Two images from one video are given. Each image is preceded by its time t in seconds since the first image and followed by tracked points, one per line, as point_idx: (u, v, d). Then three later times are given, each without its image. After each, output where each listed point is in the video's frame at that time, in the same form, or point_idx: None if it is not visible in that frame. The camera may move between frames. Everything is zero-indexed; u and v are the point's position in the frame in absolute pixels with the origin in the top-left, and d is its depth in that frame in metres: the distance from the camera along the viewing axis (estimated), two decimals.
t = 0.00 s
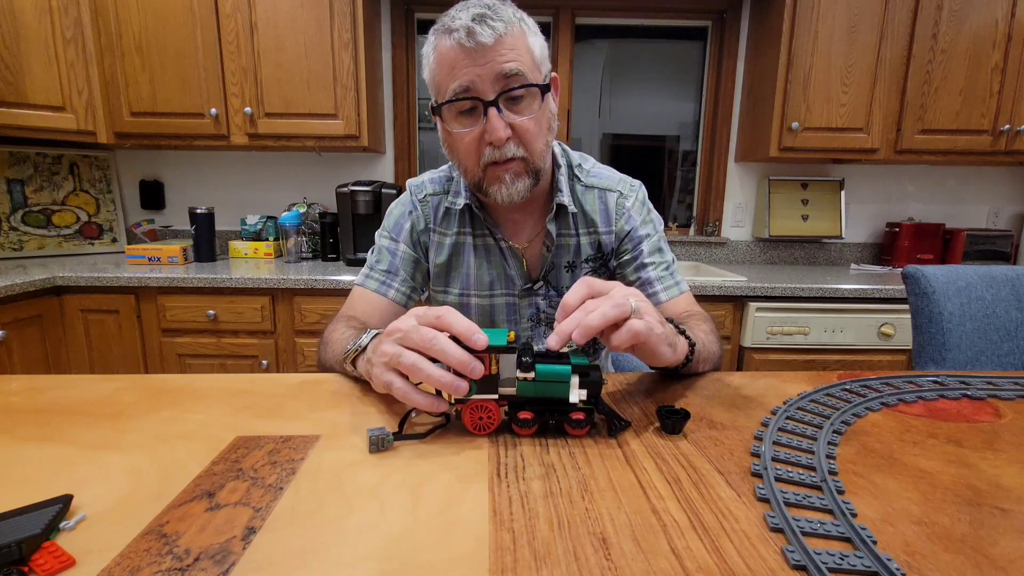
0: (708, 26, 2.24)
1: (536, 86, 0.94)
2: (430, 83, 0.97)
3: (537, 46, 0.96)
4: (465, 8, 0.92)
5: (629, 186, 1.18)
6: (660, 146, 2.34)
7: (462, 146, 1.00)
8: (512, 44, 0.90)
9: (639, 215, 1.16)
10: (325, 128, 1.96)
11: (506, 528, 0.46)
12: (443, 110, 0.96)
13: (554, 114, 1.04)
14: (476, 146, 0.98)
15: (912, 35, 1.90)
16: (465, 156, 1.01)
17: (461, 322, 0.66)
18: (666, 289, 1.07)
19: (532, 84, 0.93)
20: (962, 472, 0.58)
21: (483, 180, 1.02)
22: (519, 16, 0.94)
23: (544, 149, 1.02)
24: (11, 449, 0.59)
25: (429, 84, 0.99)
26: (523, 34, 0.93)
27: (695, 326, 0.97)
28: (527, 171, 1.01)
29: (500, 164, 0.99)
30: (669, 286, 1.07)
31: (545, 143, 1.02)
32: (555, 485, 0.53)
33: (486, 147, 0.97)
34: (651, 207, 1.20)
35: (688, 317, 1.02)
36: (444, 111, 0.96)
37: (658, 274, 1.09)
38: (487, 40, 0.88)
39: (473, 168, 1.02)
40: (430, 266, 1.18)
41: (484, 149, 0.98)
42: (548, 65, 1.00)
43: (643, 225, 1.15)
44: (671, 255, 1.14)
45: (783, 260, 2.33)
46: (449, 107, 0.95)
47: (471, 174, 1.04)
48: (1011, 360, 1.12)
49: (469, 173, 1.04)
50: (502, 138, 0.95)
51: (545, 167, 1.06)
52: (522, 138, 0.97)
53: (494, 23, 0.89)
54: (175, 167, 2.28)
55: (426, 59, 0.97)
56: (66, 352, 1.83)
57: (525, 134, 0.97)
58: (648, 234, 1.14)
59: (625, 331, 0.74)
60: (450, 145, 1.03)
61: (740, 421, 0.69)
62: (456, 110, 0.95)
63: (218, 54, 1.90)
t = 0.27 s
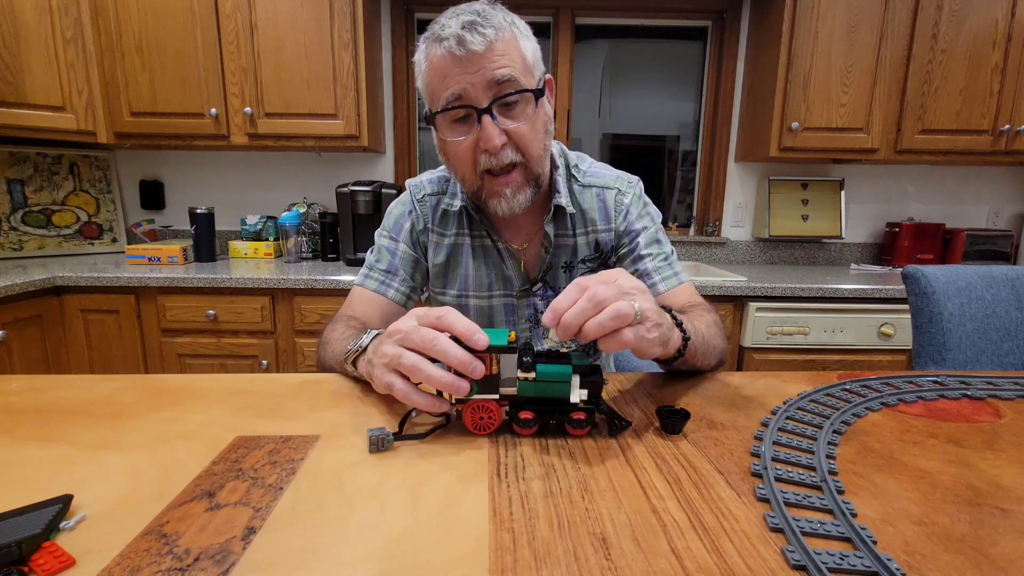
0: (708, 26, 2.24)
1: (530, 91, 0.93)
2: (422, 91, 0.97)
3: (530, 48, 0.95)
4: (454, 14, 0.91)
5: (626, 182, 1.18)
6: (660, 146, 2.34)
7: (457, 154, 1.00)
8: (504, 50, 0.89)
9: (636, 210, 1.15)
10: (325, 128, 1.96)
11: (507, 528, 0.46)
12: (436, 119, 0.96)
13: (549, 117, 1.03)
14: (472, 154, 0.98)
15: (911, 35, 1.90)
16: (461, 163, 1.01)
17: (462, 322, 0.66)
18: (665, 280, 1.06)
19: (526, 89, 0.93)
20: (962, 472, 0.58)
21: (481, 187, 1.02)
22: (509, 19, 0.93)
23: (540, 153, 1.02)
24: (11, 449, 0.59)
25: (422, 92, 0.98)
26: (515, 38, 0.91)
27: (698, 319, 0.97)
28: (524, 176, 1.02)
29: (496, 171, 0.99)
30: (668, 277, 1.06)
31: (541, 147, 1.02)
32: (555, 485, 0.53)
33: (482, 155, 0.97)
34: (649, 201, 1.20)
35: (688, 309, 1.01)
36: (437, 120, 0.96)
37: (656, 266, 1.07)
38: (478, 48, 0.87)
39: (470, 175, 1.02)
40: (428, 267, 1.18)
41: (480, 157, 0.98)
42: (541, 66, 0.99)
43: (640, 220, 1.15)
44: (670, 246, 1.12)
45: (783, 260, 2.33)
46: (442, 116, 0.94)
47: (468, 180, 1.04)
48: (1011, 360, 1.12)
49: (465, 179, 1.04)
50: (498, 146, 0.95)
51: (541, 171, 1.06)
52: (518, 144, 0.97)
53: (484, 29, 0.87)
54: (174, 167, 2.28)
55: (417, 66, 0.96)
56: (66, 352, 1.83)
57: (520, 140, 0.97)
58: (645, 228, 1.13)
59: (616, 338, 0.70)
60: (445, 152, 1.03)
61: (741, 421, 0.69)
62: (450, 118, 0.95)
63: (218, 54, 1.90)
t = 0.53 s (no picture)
0: (708, 26, 2.24)
1: (516, 94, 0.93)
2: (408, 100, 0.97)
3: (513, 50, 0.94)
4: (434, 22, 0.90)
5: (622, 182, 1.18)
6: (660, 146, 2.34)
7: (448, 162, 1.00)
8: (486, 55, 0.88)
9: (633, 210, 1.15)
10: (325, 128, 1.96)
11: (506, 528, 0.46)
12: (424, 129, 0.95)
13: (538, 117, 1.03)
14: (462, 161, 0.98)
15: (911, 35, 1.90)
16: (452, 171, 1.01)
17: (462, 322, 0.66)
18: (666, 282, 1.05)
19: (512, 93, 0.92)
20: (963, 472, 0.58)
21: (474, 192, 1.02)
22: (490, 22, 0.92)
23: (530, 155, 1.02)
24: (11, 449, 0.59)
25: (409, 101, 0.98)
26: (497, 42, 0.91)
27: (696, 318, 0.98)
28: (517, 180, 1.02)
29: (489, 177, 0.99)
30: (668, 279, 1.05)
31: (531, 149, 1.02)
32: (555, 485, 0.53)
33: (472, 162, 0.97)
34: (646, 200, 1.20)
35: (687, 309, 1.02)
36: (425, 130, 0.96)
37: (655, 267, 1.07)
38: (459, 56, 0.86)
39: (462, 181, 1.02)
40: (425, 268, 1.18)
41: (470, 164, 0.98)
42: (527, 67, 0.98)
43: (637, 220, 1.15)
44: (669, 247, 1.12)
45: (783, 260, 2.33)
46: (430, 126, 0.94)
47: (460, 186, 1.04)
48: (1011, 360, 1.12)
49: (457, 185, 1.04)
50: (488, 152, 0.95)
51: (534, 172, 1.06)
52: (508, 149, 0.97)
53: (464, 36, 0.87)
54: (174, 167, 2.28)
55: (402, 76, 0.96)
56: (66, 352, 1.83)
57: (510, 145, 0.97)
58: (642, 229, 1.13)
59: (615, 343, 0.70)
60: (436, 159, 1.03)
61: (741, 421, 0.69)
62: (438, 128, 0.94)
63: (218, 54, 1.90)
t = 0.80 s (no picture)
0: (708, 26, 2.24)
1: (506, 96, 0.93)
2: (401, 107, 0.97)
3: (502, 51, 0.94)
4: (422, 27, 0.91)
5: (620, 181, 1.18)
6: (660, 146, 2.34)
7: (442, 167, 1.00)
8: (474, 57, 0.88)
9: (631, 210, 1.15)
10: (325, 128, 1.96)
11: (506, 528, 0.46)
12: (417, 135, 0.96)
13: (530, 118, 1.03)
14: (456, 165, 0.98)
15: (912, 35, 1.90)
16: (446, 176, 1.01)
17: (462, 322, 0.66)
18: (665, 283, 1.05)
19: (501, 95, 0.92)
20: (963, 473, 0.58)
21: (469, 196, 1.02)
22: (477, 25, 0.92)
23: (524, 156, 1.01)
24: (11, 449, 0.59)
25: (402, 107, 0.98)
26: (485, 43, 0.91)
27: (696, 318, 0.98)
28: (512, 181, 1.02)
29: (483, 180, 0.99)
30: (667, 280, 1.05)
31: (524, 150, 1.01)
32: (555, 485, 0.53)
33: (466, 166, 0.97)
34: (644, 200, 1.20)
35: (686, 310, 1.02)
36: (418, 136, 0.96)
37: (654, 268, 1.07)
38: (446, 60, 0.86)
39: (457, 186, 1.02)
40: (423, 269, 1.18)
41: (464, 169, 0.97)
42: (516, 67, 0.98)
43: (635, 220, 1.14)
44: (668, 247, 1.12)
45: (783, 260, 2.33)
46: (422, 132, 0.94)
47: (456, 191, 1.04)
48: (1011, 360, 1.12)
49: (453, 190, 1.04)
50: (481, 156, 0.95)
51: (529, 172, 1.06)
52: (501, 151, 0.97)
53: (452, 40, 0.87)
54: (174, 167, 2.28)
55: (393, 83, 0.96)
56: (66, 352, 1.83)
57: (502, 147, 0.96)
58: (641, 229, 1.13)
59: (608, 347, 0.69)
60: (430, 165, 1.03)
61: (741, 421, 0.69)
62: (430, 133, 0.94)
63: (218, 54, 1.90)
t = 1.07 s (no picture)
0: (708, 26, 2.24)
1: (505, 98, 0.92)
2: (401, 109, 0.97)
3: (501, 51, 0.94)
4: (420, 29, 0.91)
5: (621, 182, 1.18)
6: (660, 146, 2.35)
7: (442, 168, 1.00)
8: (473, 59, 0.88)
9: (631, 211, 1.15)
10: (325, 128, 1.96)
11: (506, 529, 0.46)
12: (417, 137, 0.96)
13: (530, 118, 1.02)
14: (455, 167, 0.98)
15: (912, 35, 1.90)
16: (446, 177, 1.01)
17: (462, 322, 0.66)
18: (665, 284, 1.05)
19: (500, 96, 0.92)
20: (963, 473, 0.58)
21: (469, 197, 1.02)
22: (475, 25, 0.92)
23: (524, 157, 1.01)
24: (11, 449, 0.60)
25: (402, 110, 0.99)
26: (483, 44, 0.90)
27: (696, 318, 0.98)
28: (512, 182, 1.02)
29: (483, 181, 0.99)
30: (668, 281, 1.05)
31: (524, 151, 1.01)
32: (555, 485, 0.53)
33: (466, 167, 0.97)
34: (645, 200, 1.20)
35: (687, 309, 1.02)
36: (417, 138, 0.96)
37: (654, 269, 1.07)
38: (444, 62, 0.87)
39: (457, 188, 1.02)
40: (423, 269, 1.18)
41: (463, 170, 0.97)
42: (515, 66, 0.98)
43: (636, 221, 1.14)
44: (668, 247, 1.12)
45: (783, 260, 2.33)
46: (421, 134, 0.94)
47: (456, 193, 1.04)
48: (1011, 360, 1.12)
49: (453, 191, 1.04)
50: (480, 158, 0.95)
51: (529, 172, 1.06)
52: (501, 153, 0.97)
53: (450, 41, 0.87)
54: (175, 167, 2.28)
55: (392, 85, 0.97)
56: (66, 352, 1.83)
57: (502, 149, 0.96)
58: (641, 230, 1.13)
59: (611, 339, 0.70)
60: (430, 167, 1.03)
61: (740, 421, 0.69)
62: (429, 135, 0.95)
63: (218, 54, 1.90)
